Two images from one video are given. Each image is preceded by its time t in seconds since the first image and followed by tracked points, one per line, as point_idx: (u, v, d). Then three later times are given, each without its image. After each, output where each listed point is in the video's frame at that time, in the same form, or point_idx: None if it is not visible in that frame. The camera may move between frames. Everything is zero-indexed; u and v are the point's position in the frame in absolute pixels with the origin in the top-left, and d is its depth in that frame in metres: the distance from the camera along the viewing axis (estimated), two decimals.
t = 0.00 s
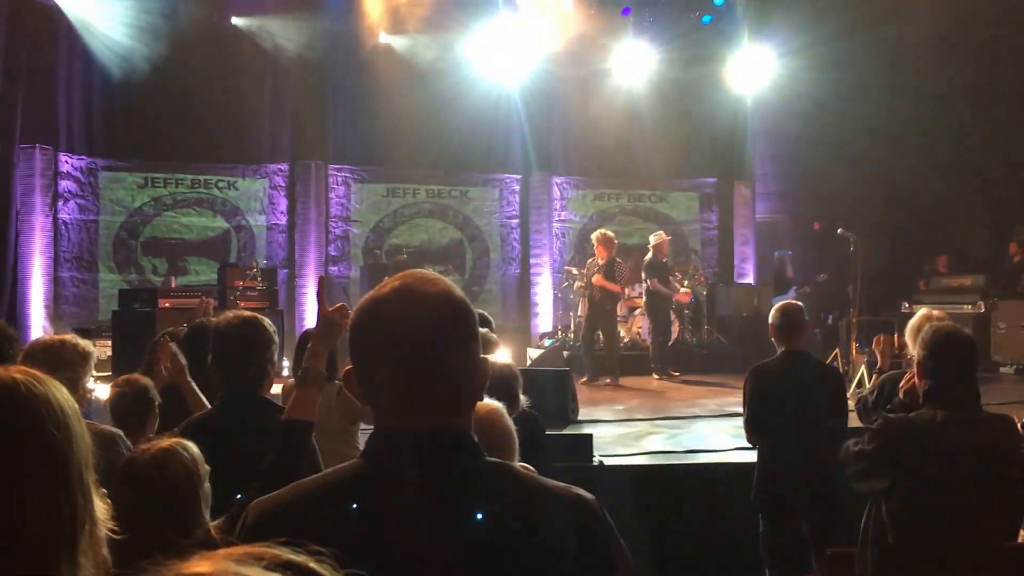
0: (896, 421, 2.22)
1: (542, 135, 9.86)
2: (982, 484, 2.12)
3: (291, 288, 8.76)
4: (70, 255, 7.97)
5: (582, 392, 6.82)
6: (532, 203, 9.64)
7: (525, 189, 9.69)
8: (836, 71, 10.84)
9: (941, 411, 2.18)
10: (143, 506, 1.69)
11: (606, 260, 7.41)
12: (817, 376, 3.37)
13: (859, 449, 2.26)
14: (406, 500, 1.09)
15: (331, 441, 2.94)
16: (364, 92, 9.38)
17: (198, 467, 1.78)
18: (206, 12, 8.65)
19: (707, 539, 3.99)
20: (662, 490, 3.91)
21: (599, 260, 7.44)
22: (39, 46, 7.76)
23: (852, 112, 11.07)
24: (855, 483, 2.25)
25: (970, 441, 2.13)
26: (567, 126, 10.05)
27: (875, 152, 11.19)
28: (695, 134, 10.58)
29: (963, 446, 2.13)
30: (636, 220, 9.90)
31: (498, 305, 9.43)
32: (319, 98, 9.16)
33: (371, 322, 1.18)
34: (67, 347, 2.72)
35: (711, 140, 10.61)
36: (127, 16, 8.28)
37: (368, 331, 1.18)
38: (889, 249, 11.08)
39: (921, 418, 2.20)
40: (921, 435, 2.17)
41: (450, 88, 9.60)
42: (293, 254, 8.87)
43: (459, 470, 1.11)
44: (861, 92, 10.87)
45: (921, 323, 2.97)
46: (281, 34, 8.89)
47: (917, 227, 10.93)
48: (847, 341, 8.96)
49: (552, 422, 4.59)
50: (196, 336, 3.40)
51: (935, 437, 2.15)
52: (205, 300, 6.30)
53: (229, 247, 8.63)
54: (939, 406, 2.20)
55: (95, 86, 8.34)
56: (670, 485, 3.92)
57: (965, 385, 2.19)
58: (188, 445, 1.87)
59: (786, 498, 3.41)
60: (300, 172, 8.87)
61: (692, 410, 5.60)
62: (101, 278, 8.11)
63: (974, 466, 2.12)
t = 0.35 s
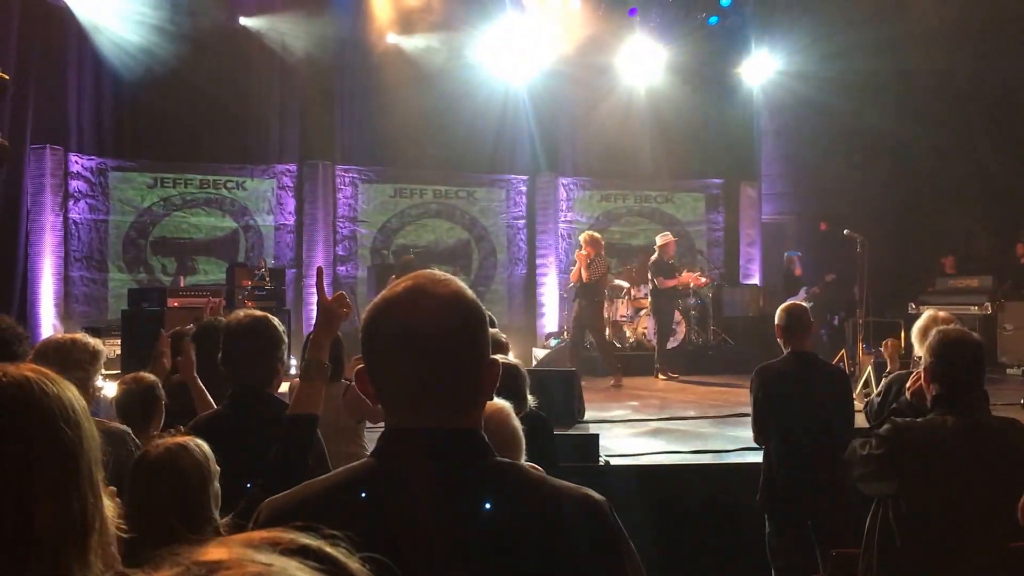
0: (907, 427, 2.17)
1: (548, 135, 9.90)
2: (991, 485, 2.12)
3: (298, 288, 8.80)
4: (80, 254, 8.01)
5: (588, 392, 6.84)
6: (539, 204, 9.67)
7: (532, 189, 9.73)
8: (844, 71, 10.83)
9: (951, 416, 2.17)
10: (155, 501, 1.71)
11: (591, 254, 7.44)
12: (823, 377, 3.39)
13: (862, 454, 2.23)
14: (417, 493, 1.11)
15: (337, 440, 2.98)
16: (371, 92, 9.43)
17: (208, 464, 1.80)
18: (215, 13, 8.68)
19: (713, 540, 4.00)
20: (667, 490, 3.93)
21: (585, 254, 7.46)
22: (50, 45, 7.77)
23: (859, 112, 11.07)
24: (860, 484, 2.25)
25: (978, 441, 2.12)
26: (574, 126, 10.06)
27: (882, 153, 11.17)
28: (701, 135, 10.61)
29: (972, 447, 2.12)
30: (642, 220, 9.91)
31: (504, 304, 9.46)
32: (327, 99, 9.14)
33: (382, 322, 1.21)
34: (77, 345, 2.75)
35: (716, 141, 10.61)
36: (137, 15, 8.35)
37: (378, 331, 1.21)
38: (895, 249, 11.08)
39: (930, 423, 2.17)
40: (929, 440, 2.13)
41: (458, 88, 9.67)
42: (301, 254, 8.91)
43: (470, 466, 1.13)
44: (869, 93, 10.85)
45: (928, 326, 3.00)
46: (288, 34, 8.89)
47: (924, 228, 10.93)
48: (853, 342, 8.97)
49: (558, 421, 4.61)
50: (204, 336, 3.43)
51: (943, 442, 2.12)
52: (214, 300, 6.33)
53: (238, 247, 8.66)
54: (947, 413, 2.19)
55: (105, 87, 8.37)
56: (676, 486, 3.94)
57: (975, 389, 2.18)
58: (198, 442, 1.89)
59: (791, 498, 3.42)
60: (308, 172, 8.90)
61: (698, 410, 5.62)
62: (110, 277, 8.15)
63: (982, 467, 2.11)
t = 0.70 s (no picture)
0: (905, 427, 2.19)
1: (551, 134, 10.02)
2: (992, 483, 2.13)
3: (301, 284, 8.84)
4: (85, 251, 8.04)
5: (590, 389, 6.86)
6: (541, 202, 9.70)
7: (534, 187, 9.75)
8: (848, 69, 10.78)
9: (952, 414, 2.18)
10: (161, 496, 1.74)
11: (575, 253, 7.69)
12: (824, 374, 3.41)
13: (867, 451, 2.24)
14: (419, 489, 1.14)
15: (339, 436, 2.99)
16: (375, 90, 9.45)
17: (214, 459, 1.82)
18: (218, 11, 8.70)
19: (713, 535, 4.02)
20: (668, 486, 3.95)
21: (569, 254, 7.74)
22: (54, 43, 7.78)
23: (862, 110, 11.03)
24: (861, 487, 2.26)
25: (976, 438, 2.14)
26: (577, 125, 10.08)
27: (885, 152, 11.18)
28: (703, 133, 10.62)
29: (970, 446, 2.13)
30: (645, 218, 9.94)
31: (506, 301, 9.49)
32: (330, 96, 9.23)
33: (388, 316, 1.22)
34: (82, 341, 2.77)
35: (718, 138, 10.57)
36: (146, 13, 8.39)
37: (382, 325, 1.23)
38: (897, 247, 11.10)
39: (931, 420, 2.19)
40: (930, 437, 2.16)
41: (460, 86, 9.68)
42: (304, 251, 8.94)
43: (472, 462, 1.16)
44: (874, 92, 10.80)
45: (929, 324, 3.01)
46: (292, 32, 8.92)
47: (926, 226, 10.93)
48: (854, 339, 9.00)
49: (560, 418, 4.64)
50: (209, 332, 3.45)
51: (943, 439, 2.14)
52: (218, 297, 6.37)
53: (241, 244, 8.69)
54: (949, 409, 2.20)
55: (111, 84, 8.40)
56: (677, 483, 3.96)
57: (972, 388, 2.20)
58: (203, 437, 1.91)
59: (791, 495, 3.44)
60: (312, 169, 8.91)
61: (699, 407, 5.64)
62: (115, 274, 8.19)
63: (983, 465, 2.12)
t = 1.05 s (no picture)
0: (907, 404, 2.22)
1: (553, 124, 9.99)
2: (995, 471, 2.15)
3: (304, 276, 8.86)
4: (89, 243, 8.08)
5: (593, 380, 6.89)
6: (543, 194, 9.73)
7: (536, 179, 9.77)
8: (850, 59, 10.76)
9: (954, 395, 2.20)
10: (168, 486, 1.76)
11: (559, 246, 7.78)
12: (825, 364, 3.43)
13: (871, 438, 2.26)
14: (421, 478, 1.16)
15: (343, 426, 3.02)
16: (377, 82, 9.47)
17: (220, 450, 1.85)
18: (221, 5, 8.72)
19: (714, 524, 4.05)
20: (670, 475, 3.97)
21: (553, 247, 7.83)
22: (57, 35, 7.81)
23: (864, 100, 10.99)
24: (866, 474, 2.28)
25: (978, 423, 2.15)
26: (579, 117, 10.09)
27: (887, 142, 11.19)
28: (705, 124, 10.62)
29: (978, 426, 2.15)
30: (646, 210, 9.97)
31: (508, 293, 9.53)
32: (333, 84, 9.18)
33: (395, 304, 1.23)
34: (87, 332, 2.79)
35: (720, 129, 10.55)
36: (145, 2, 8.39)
37: (389, 314, 1.24)
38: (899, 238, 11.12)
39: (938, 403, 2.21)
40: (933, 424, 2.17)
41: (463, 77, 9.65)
42: (307, 244, 8.96)
43: (473, 453, 1.17)
44: (875, 83, 10.80)
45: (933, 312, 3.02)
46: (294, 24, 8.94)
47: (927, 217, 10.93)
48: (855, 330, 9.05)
49: (562, 409, 4.67)
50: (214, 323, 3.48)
51: (947, 426, 2.16)
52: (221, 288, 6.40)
53: (245, 236, 8.70)
54: (953, 392, 2.23)
55: (113, 76, 8.42)
56: (679, 472, 3.99)
57: (972, 369, 2.23)
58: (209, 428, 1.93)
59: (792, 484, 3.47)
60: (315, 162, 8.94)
61: (701, 397, 5.68)
62: (119, 266, 8.22)
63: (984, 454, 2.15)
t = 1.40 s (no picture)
0: (904, 392, 2.23)
1: (556, 114, 10.00)
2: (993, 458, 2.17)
3: (308, 267, 8.89)
4: (93, 235, 8.10)
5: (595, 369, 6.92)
6: (546, 184, 9.75)
7: (539, 169, 9.79)
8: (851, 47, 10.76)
9: (955, 385, 2.23)
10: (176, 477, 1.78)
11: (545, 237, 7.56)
12: (825, 351, 3.46)
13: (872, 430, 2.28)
14: (428, 467, 1.17)
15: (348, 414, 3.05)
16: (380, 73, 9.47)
17: (228, 440, 1.88)
18: None
19: (716, 512, 4.08)
20: (673, 464, 4.00)
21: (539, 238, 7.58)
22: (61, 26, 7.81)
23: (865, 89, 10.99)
24: (869, 459, 2.30)
25: (975, 412, 2.18)
26: (580, 106, 10.11)
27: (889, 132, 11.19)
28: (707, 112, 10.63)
29: (974, 416, 2.18)
30: (649, 200, 9.98)
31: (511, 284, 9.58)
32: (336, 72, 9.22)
33: (399, 291, 1.24)
34: (92, 322, 2.82)
35: (721, 119, 10.56)
36: None
37: (394, 301, 1.25)
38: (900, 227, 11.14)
39: (937, 390, 2.24)
40: (933, 410, 2.19)
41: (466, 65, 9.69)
42: (311, 235, 8.99)
43: (478, 442, 1.18)
44: (876, 72, 10.80)
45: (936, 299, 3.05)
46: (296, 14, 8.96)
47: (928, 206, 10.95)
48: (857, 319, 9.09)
49: (565, 398, 4.70)
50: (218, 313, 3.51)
51: (944, 411, 2.18)
52: (225, 279, 6.43)
53: (249, 228, 8.72)
54: (953, 379, 2.27)
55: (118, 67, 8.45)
56: (681, 461, 4.02)
57: (971, 357, 2.27)
58: (217, 418, 1.96)
59: (793, 472, 3.51)
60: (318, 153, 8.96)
61: (702, 386, 5.71)
62: (124, 257, 8.25)
63: (981, 443, 2.17)
